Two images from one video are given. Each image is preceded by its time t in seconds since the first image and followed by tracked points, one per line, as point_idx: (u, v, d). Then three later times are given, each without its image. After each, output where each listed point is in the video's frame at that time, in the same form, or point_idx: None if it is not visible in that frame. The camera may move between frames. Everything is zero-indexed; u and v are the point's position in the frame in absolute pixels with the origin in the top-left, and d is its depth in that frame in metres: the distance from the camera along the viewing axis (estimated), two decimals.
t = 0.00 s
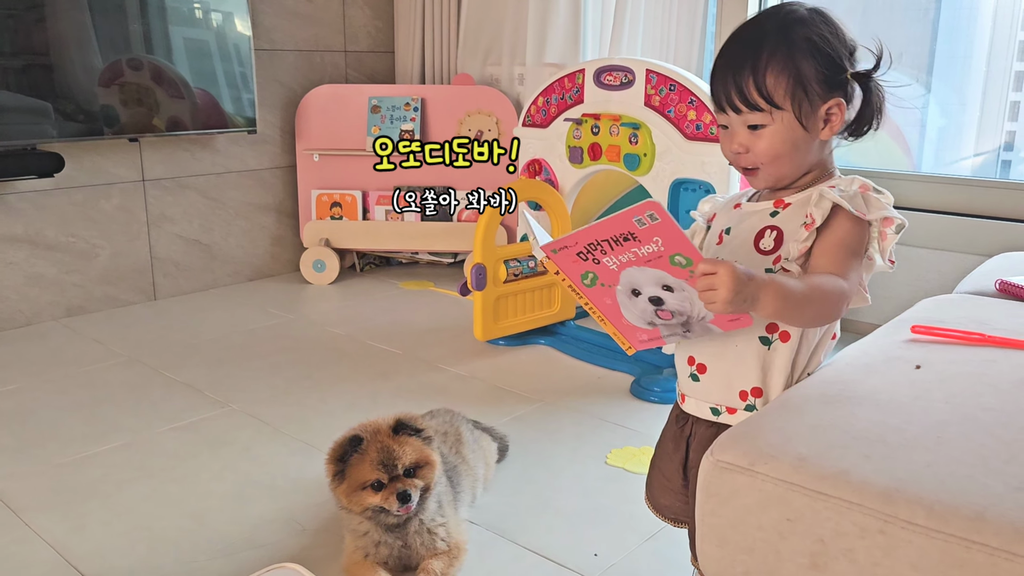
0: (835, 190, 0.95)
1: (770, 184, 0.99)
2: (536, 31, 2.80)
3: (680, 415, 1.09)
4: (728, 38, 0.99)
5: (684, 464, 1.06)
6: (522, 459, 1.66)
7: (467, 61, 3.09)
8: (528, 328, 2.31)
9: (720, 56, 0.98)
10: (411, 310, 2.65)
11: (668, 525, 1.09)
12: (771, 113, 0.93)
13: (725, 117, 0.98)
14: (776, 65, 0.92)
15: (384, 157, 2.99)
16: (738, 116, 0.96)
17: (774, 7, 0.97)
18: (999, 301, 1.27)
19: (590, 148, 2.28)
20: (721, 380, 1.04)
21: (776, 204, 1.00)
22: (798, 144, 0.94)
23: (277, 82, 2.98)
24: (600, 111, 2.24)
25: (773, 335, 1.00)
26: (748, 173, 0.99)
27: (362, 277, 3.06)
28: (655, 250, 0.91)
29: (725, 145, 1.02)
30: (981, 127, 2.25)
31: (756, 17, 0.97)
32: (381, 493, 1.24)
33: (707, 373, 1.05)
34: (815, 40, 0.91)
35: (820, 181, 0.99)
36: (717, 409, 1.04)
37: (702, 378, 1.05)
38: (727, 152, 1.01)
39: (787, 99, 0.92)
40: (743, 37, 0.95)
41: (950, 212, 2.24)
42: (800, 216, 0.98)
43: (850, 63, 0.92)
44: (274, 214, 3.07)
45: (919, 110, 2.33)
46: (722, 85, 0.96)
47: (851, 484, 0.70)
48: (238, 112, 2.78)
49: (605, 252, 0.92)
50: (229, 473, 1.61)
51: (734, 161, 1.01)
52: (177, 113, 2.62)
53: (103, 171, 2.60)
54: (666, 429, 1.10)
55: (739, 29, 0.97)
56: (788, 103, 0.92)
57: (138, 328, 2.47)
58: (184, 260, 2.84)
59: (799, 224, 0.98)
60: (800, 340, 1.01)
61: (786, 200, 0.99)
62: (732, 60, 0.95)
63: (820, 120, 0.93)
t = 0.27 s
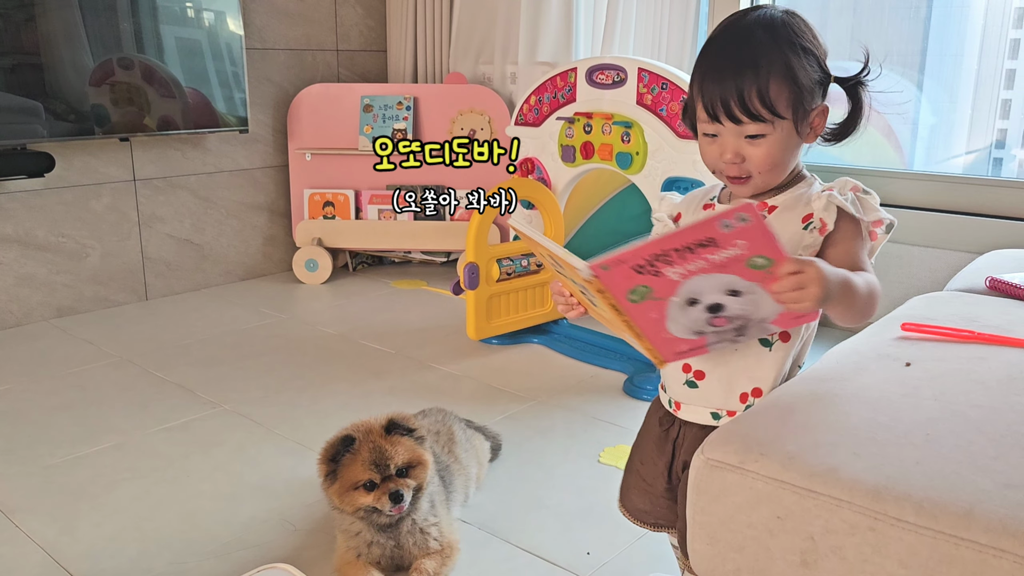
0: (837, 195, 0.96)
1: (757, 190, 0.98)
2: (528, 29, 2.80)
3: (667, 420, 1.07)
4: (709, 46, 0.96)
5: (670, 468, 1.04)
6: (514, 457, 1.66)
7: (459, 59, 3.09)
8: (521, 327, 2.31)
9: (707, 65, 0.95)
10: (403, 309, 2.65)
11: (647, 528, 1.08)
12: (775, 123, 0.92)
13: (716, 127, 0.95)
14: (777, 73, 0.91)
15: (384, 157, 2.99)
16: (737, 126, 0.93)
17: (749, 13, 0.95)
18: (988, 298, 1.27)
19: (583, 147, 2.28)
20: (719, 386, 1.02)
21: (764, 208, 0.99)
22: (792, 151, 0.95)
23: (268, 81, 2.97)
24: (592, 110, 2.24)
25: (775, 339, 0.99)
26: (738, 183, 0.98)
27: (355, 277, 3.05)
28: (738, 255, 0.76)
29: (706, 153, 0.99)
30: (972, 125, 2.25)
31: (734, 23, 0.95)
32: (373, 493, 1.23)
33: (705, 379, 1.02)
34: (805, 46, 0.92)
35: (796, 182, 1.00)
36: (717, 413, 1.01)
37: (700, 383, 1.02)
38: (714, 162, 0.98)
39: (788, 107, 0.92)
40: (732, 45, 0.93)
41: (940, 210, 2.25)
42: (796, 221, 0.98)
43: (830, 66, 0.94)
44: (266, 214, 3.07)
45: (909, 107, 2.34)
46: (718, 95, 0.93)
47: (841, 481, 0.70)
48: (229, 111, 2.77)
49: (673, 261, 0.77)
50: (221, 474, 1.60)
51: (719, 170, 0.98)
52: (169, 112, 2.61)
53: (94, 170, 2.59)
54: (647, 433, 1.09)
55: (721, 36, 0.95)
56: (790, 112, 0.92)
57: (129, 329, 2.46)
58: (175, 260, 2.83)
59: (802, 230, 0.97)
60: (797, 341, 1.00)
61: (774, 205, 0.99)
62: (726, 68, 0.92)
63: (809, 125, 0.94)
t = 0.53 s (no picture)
0: (830, 182, 1.07)
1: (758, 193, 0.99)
2: (516, 29, 2.80)
3: (677, 426, 1.02)
4: (730, 49, 0.92)
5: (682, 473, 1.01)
6: (505, 456, 1.66)
7: (447, 59, 3.09)
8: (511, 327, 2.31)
9: (735, 69, 0.92)
10: (393, 309, 2.64)
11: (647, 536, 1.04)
12: (800, 124, 0.93)
13: (746, 129, 0.92)
14: (804, 78, 0.92)
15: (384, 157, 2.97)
16: (771, 128, 0.92)
17: (748, 15, 0.95)
18: (975, 295, 1.28)
19: (572, 147, 2.29)
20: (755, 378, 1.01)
21: (759, 206, 1.04)
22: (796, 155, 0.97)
23: (256, 82, 2.96)
24: (581, 109, 2.25)
25: (795, 325, 1.06)
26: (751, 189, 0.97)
27: (344, 277, 3.05)
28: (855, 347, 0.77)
29: (718, 159, 0.95)
30: (958, 124, 2.27)
31: (743, 26, 0.93)
32: (363, 493, 1.23)
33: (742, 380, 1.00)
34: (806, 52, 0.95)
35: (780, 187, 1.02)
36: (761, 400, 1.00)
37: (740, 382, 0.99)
38: (732, 165, 0.94)
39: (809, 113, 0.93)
40: (758, 47, 0.91)
41: (926, 208, 2.26)
42: (799, 214, 1.06)
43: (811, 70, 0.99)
44: (254, 214, 3.06)
45: (896, 106, 2.35)
46: (758, 95, 0.90)
47: (830, 477, 0.70)
48: (217, 112, 2.76)
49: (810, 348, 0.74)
50: (211, 475, 1.60)
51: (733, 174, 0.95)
52: (156, 113, 2.60)
53: (81, 171, 2.57)
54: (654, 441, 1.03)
55: (738, 37, 0.92)
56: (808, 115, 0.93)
57: (117, 330, 2.45)
58: (164, 260, 2.82)
59: (809, 219, 1.06)
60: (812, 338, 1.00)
61: (768, 202, 1.05)
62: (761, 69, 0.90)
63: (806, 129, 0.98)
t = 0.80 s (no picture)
0: (811, 187, 1.14)
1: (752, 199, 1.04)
2: (497, 29, 2.80)
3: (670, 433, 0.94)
4: (747, 65, 0.94)
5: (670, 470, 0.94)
6: (488, 456, 1.66)
7: (428, 60, 3.08)
8: (493, 327, 2.31)
9: (753, 86, 0.94)
10: (375, 310, 2.64)
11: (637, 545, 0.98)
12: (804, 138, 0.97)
13: (760, 144, 0.95)
14: (812, 95, 0.96)
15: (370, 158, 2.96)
16: (782, 142, 0.96)
17: (755, 26, 0.97)
18: (951, 292, 1.30)
19: (553, 146, 2.29)
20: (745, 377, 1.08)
21: (748, 212, 1.10)
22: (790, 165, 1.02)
23: (236, 82, 2.95)
24: (562, 109, 2.25)
25: (784, 324, 1.14)
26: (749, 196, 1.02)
27: (326, 278, 3.04)
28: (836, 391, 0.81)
29: (726, 170, 0.98)
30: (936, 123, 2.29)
31: (757, 39, 0.95)
32: (345, 494, 1.23)
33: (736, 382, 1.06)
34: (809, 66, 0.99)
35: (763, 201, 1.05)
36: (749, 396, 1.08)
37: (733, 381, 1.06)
38: (742, 176, 0.98)
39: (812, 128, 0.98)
40: (774, 63, 0.94)
41: (904, 206, 2.29)
42: (784, 219, 1.13)
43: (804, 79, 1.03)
44: (235, 216, 3.04)
45: (874, 105, 2.37)
46: (776, 112, 0.93)
47: (808, 471, 0.71)
48: (197, 113, 2.74)
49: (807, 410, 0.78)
50: (192, 477, 1.59)
51: (740, 183, 0.99)
52: (135, 114, 2.58)
53: (59, 173, 2.55)
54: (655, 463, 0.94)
55: (752, 51, 0.94)
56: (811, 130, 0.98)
57: (96, 333, 2.43)
58: (143, 263, 2.80)
59: (794, 224, 1.13)
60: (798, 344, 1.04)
61: (756, 207, 1.11)
62: (778, 86, 0.93)
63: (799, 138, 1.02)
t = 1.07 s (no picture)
0: (780, 192, 1.15)
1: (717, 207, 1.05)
2: (470, 29, 2.80)
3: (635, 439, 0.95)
4: (712, 78, 0.94)
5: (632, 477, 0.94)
6: (461, 457, 1.66)
7: (401, 60, 3.08)
8: (467, 328, 2.31)
9: (717, 98, 0.94)
10: (350, 312, 2.63)
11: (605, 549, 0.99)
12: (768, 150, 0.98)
13: (721, 156, 0.96)
14: (778, 109, 0.96)
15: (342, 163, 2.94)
16: (743, 156, 0.96)
17: (724, 36, 0.97)
18: (914, 290, 1.32)
19: (525, 147, 2.29)
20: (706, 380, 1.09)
21: (716, 216, 1.11)
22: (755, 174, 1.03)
23: (208, 84, 2.92)
24: (534, 109, 2.25)
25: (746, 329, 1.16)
26: (713, 205, 1.03)
27: (301, 280, 3.02)
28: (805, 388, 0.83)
29: (688, 180, 0.99)
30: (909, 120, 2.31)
31: (724, 50, 0.95)
32: (314, 498, 1.22)
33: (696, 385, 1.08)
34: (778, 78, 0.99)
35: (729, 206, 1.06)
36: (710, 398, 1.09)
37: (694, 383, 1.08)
38: (703, 186, 0.99)
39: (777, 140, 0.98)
40: (738, 76, 0.94)
41: (875, 204, 2.31)
42: (752, 223, 1.14)
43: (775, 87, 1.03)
44: (208, 218, 3.01)
45: (845, 104, 2.39)
46: (737, 127, 0.94)
47: (766, 471, 0.71)
48: (168, 115, 2.71)
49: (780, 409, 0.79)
50: (162, 484, 1.57)
51: (702, 193, 1.00)
52: (105, 116, 2.55)
53: (27, 177, 2.51)
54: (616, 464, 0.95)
55: (718, 63, 0.95)
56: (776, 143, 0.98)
57: (66, 338, 2.40)
58: (114, 266, 2.77)
59: (762, 228, 1.14)
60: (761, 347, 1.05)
61: (724, 211, 1.11)
62: (740, 100, 0.93)
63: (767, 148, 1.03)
